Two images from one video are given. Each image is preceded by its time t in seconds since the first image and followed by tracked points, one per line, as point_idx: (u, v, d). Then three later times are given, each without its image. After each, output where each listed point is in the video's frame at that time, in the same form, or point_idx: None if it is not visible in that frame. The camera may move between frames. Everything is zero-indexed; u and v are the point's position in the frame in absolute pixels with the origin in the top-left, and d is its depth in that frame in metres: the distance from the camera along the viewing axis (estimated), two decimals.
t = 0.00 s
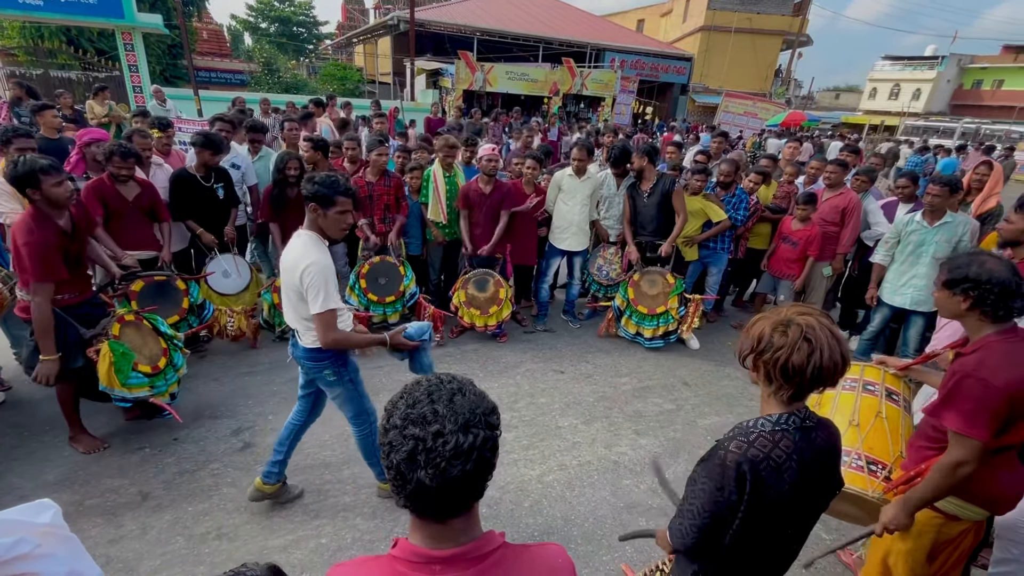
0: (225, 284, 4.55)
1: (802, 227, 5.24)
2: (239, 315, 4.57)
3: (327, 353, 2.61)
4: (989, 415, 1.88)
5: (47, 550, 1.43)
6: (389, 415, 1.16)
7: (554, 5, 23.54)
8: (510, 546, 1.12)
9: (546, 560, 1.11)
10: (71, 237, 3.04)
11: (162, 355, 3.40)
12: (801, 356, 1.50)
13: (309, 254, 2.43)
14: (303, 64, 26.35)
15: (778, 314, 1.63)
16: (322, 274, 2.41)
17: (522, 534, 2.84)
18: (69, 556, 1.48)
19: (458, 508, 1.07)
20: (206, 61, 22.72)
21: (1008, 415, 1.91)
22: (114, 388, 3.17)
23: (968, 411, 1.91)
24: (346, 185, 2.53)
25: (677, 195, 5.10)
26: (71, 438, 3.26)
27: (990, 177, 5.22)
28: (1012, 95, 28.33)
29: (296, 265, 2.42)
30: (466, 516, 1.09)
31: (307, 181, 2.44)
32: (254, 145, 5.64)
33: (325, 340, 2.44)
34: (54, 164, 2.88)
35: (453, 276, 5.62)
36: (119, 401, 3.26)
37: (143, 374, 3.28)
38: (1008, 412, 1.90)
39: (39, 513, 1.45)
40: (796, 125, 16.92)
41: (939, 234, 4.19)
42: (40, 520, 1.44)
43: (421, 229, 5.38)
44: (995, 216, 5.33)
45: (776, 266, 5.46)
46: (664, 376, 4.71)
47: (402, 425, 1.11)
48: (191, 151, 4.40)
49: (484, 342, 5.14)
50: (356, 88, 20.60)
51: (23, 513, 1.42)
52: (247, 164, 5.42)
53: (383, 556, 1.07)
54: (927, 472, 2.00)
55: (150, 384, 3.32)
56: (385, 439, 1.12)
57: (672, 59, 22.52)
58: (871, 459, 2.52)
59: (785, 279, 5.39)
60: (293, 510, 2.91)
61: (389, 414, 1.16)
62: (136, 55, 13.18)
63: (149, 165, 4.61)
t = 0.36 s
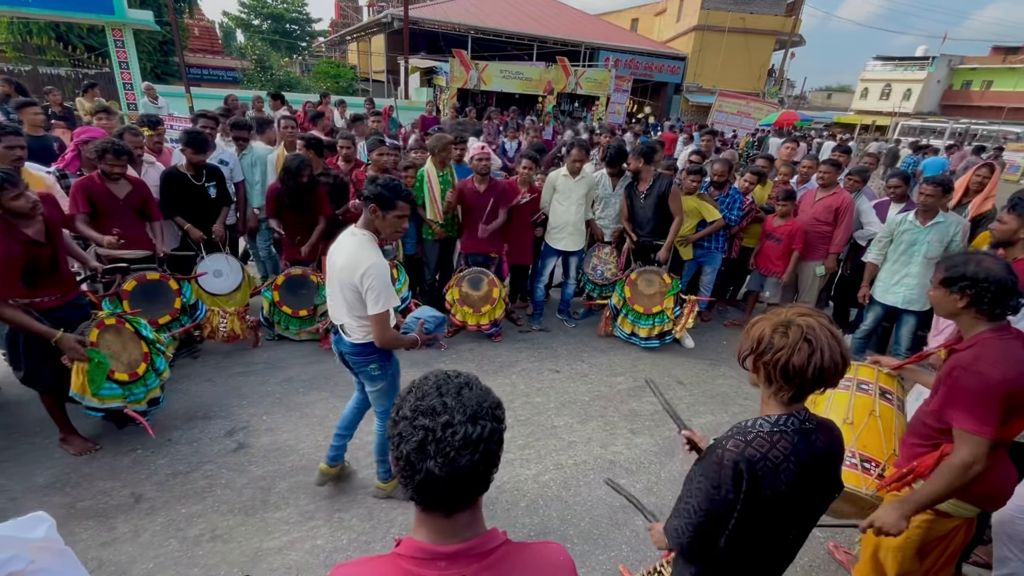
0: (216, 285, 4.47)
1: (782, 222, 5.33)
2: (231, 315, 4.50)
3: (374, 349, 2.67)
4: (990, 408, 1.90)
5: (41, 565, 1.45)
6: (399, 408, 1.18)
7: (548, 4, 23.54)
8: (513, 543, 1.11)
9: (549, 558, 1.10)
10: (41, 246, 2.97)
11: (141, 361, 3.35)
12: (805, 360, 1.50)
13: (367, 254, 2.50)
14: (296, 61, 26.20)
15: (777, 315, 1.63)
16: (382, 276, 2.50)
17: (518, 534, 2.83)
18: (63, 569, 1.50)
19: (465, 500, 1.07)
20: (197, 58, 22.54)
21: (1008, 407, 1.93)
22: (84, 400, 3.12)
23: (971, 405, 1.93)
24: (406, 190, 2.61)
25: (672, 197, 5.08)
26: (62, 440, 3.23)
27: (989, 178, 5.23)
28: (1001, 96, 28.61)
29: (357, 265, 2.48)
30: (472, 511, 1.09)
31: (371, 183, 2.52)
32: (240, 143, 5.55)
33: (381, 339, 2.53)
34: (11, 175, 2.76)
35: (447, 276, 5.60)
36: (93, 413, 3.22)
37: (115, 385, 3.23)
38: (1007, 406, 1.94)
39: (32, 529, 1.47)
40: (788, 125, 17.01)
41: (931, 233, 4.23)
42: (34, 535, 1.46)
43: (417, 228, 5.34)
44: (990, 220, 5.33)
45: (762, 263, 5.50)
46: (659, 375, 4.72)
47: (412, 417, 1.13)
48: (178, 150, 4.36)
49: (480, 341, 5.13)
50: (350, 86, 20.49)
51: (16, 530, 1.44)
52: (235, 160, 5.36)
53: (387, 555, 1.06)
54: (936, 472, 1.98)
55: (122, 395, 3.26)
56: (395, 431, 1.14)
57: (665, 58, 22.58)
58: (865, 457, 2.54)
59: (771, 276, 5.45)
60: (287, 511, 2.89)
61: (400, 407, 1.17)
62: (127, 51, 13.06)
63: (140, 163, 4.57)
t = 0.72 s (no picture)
0: (208, 283, 4.45)
1: (770, 220, 5.36)
2: (224, 314, 4.50)
3: (376, 343, 2.71)
4: (976, 404, 1.91)
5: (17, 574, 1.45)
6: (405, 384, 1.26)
7: (543, 3, 23.54)
8: (513, 533, 1.10)
9: (551, 550, 1.09)
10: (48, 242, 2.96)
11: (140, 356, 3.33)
12: (798, 357, 1.50)
13: (370, 245, 2.50)
14: (290, 59, 26.07)
15: (776, 315, 1.63)
16: (379, 265, 2.47)
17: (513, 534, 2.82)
18: None
19: (471, 453, 1.11)
20: (190, 56, 22.39)
21: (994, 403, 1.95)
22: (94, 387, 3.12)
23: (956, 400, 1.95)
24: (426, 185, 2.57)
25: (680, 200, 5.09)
26: (50, 441, 3.18)
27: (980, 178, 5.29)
28: (991, 96, 28.86)
29: (358, 255, 2.49)
30: (472, 487, 1.11)
31: (391, 176, 2.49)
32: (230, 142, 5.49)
33: (370, 328, 2.48)
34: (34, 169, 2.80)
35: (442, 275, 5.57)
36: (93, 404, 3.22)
37: (125, 375, 3.24)
38: (993, 402, 1.95)
39: (9, 539, 1.46)
40: (782, 125, 17.08)
41: (924, 233, 4.25)
42: (10, 546, 1.44)
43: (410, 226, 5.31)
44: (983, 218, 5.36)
45: (755, 260, 5.50)
46: (654, 374, 4.72)
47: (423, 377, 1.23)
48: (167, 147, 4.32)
49: (474, 341, 5.12)
50: (344, 84, 20.40)
51: None
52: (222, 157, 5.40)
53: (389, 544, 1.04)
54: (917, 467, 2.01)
55: (130, 386, 3.27)
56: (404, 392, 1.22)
57: (660, 57, 22.63)
58: (857, 453, 2.57)
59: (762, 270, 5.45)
60: (280, 512, 2.87)
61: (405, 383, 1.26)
62: (118, 48, 12.93)
63: (130, 161, 4.52)
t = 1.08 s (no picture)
0: (205, 283, 4.47)
1: (774, 221, 5.34)
2: (223, 312, 4.51)
3: (354, 336, 2.72)
4: (964, 406, 1.92)
5: (25, 566, 1.43)
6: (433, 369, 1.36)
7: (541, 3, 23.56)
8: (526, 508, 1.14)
9: (564, 528, 1.12)
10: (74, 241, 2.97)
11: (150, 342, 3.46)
12: (800, 357, 1.51)
13: (349, 236, 2.48)
14: (287, 59, 26.03)
15: (777, 318, 1.64)
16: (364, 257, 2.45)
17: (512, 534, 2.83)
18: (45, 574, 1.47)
19: (490, 429, 1.19)
20: (187, 56, 22.33)
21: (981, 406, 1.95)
22: (122, 372, 3.25)
23: (944, 401, 1.95)
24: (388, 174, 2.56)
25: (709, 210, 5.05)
26: (48, 442, 3.17)
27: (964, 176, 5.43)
28: (987, 97, 28.99)
29: (339, 247, 2.48)
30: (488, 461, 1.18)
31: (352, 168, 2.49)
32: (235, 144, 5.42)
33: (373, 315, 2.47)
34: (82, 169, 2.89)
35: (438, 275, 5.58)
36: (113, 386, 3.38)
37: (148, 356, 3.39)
38: (980, 404, 1.95)
39: (16, 530, 1.45)
40: (779, 125, 17.15)
41: (921, 233, 4.27)
42: (18, 537, 1.44)
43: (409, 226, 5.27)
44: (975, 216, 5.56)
45: (754, 261, 5.48)
46: (652, 374, 4.73)
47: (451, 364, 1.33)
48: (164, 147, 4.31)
49: (473, 341, 5.12)
50: (341, 84, 20.37)
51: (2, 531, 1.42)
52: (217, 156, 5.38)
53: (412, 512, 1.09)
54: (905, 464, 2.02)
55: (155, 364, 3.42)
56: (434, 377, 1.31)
57: (657, 58, 22.67)
58: (854, 453, 2.61)
59: (763, 272, 5.45)
60: (279, 512, 2.87)
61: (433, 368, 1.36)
62: (114, 48, 12.89)
63: (128, 161, 4.51)
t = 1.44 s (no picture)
0: (206, 283, 4.47)
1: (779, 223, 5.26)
2: (224, 313, 4.50)
3: (306, 327, 2.67)
4: (964, 408, 1.91)
5: (43, 557, 1.43)
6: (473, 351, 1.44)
7: (541, 3, 23.56)
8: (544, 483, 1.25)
9: (577, 500, 1.23)
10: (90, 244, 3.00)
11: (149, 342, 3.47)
12: (809, 347, 1.54)
13: (302, 228, 2.50)
14: (288, 59, 26.04)
15: (766, 317, 1.65)
16: (316, 246, 2.48)
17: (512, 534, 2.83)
18: (66, 564, 1.48)
19: (517, 412, 1.27)
20: (188, 56, 22.33)
21: (981, 407, 1.95)
22: (122, 372, 3.28)
23: (943, 403, 1.95)
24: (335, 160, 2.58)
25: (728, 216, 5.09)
26: (49, 442, 3.18)
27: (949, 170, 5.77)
28: (988, 97, 28.97)
29: (290, 239, 2.49)
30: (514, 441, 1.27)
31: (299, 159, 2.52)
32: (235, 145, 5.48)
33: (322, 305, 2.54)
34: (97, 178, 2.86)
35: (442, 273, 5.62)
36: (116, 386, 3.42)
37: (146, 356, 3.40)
38: (980, 406, 1.95)
39: (35, 520, 1.46)
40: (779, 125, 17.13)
41: (921, 233, 4.28)
42: (38, 526, 1.45)
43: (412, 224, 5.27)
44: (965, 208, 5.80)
45: (757, 262, 5.47)
46: (653, 375, 4.73)
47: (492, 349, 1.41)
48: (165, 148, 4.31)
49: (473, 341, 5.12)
50: (342, 84, 20.40)
51: (20, 520, 1.43)
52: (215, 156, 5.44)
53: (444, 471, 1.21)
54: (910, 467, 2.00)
55: (155, 364, 3.43)
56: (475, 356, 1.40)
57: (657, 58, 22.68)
58: (852, 453, 2.62)
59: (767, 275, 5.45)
60: (280, 511, 2.87)
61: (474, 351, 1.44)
62: (115, 48, 12.91)
63: (130, 162, 4.53)
